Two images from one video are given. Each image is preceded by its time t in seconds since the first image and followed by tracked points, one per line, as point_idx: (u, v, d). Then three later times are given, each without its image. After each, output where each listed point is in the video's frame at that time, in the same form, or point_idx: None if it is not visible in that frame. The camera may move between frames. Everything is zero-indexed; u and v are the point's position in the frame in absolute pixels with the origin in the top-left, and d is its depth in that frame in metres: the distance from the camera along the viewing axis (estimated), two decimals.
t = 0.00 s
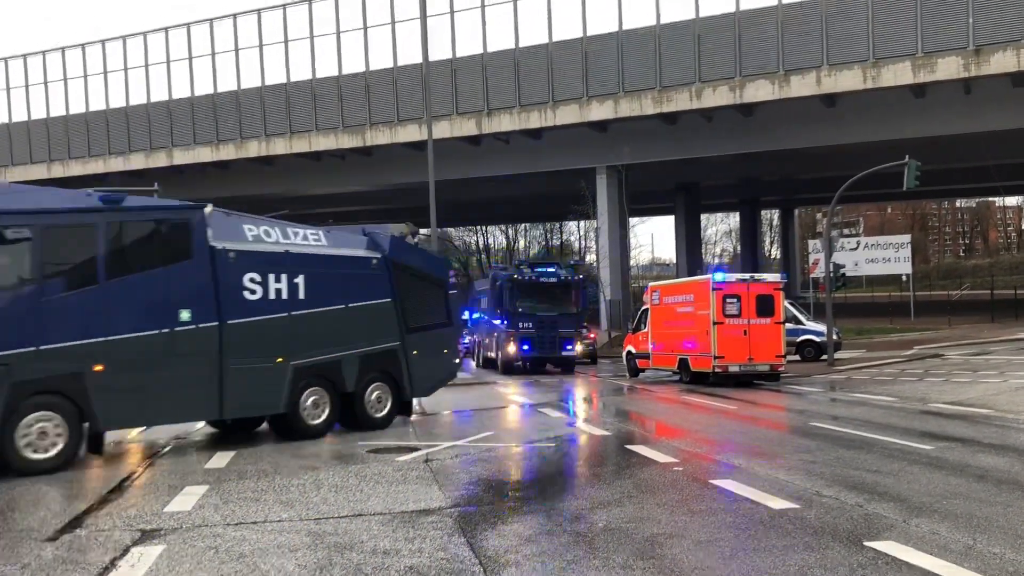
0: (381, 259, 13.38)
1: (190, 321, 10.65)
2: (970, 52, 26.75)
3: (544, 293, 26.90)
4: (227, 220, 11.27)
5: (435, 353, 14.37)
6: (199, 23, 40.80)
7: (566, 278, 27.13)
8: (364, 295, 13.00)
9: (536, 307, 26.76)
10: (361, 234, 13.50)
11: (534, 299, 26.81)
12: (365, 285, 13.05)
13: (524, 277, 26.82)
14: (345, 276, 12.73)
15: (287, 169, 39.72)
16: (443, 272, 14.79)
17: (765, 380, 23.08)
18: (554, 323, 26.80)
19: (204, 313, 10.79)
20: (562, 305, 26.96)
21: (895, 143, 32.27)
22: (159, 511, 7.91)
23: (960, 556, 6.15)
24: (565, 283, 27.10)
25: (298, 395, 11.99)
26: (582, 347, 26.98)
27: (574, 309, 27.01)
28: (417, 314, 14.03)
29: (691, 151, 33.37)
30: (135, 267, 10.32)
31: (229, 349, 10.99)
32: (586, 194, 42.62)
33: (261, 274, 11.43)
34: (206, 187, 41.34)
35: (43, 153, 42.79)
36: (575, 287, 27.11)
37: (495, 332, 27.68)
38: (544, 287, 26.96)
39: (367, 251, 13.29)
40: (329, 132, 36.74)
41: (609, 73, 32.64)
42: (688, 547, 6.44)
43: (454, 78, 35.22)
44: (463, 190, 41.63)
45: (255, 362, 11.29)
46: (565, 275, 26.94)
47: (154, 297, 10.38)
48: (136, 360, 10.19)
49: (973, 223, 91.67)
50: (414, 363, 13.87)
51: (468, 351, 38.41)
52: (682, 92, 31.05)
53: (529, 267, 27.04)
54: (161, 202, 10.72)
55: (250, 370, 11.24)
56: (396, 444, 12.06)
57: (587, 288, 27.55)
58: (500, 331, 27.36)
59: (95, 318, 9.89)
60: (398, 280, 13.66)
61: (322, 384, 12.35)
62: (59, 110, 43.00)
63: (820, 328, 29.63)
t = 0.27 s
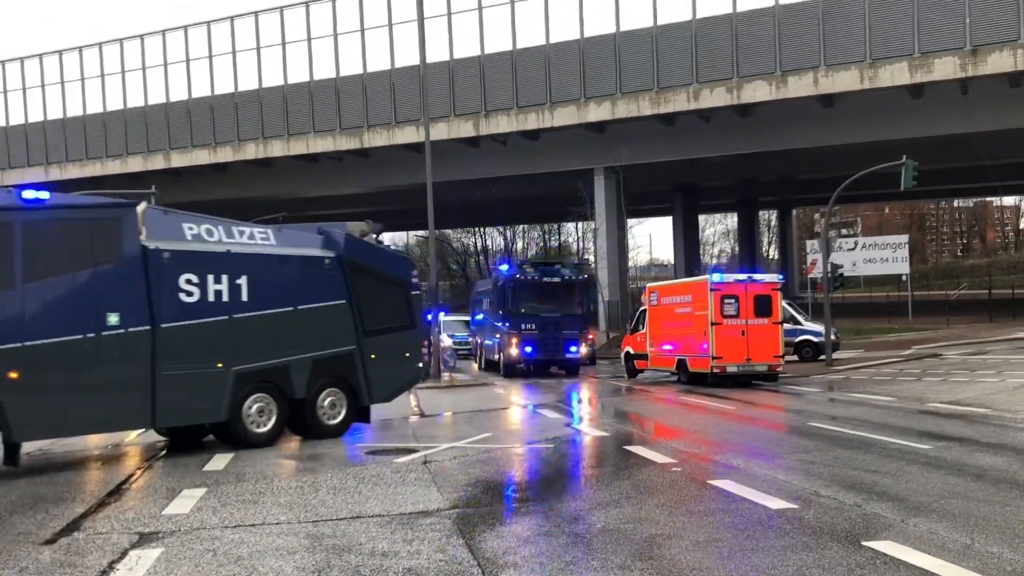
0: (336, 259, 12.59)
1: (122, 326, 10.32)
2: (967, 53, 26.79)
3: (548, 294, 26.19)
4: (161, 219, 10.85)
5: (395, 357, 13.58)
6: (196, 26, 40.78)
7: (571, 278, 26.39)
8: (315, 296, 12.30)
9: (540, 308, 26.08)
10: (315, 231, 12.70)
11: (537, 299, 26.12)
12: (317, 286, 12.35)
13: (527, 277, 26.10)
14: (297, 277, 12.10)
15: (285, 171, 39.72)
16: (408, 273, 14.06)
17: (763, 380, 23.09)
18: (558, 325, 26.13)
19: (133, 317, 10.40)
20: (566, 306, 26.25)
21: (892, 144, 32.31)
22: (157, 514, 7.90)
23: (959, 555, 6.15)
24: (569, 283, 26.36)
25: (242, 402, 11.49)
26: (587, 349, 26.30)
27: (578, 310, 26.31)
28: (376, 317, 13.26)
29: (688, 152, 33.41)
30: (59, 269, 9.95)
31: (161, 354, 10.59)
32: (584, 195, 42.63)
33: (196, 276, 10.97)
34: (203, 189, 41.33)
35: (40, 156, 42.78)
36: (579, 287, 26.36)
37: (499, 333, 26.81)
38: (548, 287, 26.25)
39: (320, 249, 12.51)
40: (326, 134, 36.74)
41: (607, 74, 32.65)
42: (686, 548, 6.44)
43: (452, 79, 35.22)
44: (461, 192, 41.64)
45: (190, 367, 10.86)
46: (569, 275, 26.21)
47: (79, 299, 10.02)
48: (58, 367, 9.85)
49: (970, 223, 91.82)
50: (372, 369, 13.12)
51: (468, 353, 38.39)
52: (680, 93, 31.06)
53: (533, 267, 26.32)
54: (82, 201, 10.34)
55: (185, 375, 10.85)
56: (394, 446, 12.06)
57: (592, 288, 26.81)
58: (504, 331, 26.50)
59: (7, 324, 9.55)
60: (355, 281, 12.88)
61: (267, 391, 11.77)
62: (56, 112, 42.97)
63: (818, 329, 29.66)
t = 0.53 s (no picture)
0: (284, 256, 12.17)
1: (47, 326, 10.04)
2: (965, 52, 26.81)
3: (550, 293, 24.96)
4: (96, 217, 10.59)
5: (354, 359, 13.04)
6: (194, 26, 40.74)
7: (575, 277, 25.15)
8: (261, 296, 11.89)
9: (542, 308, 24.87)
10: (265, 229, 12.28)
11: (539, 299, 24.91)
12: (263, 286, 11.95)
13: (529, 276, 24.88)
14: (241, 276, 11.73)
15: (283, 172, 39.72)
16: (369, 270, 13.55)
17: (762, 380, 23.09)
18: (561, 325, 24.93)
19: (59, 318, 10.12)
20: (569, 306, 25.02)
21: (890, 143, 32.32)
22: (156, 515, 7.88)
23: (958, 555, 6.14)
24: (573, 282, 25.12)
25: (181, 407, 11.15)
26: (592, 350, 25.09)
27: (582, 309, 25.09)
28: (331, 318, 12.76)
29: (687, 152, 33.42)
30: None
31: (88, 356, 10.29)
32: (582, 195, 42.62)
33: (129, 274, 10.69)
34: (202, 190, 41.34)
35: (38, 157, 42.74)
36: (583, 286, 25.13)
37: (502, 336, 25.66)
38: (551, 286, 25.01)
39: (268, 247, 12.10)
40: (324, 135, 36.75)
41: (605, 75, 32.64)
42: (685, 547, 6.44)
43: (450, 79, 35.19)
44: (460, 192, 41.62)
45: (120, 370, 10.54)
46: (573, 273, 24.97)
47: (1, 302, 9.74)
48: None
49: (969, 223, 91.88)
50: (326, 372, 12.62)
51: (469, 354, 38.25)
52: (678, 93, 31.06)
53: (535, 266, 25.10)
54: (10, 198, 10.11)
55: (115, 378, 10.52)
56: (393, 446, 12.07)
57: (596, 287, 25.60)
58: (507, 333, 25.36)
59: None
60: (307, 280, 12.42)
61: (208, 395, 11.39)
62: (54, 114, 42.94)
63: (816, 329, 29.68)
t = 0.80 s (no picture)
0: (231, 255, 11.51)
1: None
2: (964, 52, 26.81)
3: (552, 293, 24.26)
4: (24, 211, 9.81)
5: (309, 363, 12.36)
6: (193, 27, 40.73)
7: (578, 276, 24.46)
8: (205, 297, 11.23)
9: (544, 308, 24.06)
10: (211, 226, 11.60)
11: (541, 298, 24.17)
12: (206, 286, 11.26)
13: (530, 274, 24.22)
14: (183, 275, 11.05)
15: (282, 172, 39.72)
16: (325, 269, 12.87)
17: (762, 380, 23.10)
18: (565, 325, 24.02)
19: None
20: (573, 305, 24.21)
21: (889, 143, 32.31)
22: (155, 517, 7.88)
23: (957, 555, 6.13)
24: (576, 282, 24.42)
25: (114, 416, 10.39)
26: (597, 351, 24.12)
27: (586, 309, 24.25)
28: (283, 320, 12.06)
29: (686, 153, 33.44)
30: None
31: (12, 361, 9.59)
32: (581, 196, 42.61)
33: (58, 274, 9.96)
34: (201, 190, 41.34)
35: (37, 157, 42.70)
36: (587, 285, 24.38)
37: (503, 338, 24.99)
38: (553, 285, 24.32)
39: (213, 245, 11.44)
40: (323, 135, 36.74)
41: (604, 75, 32.64)
42: (684, 548, 6.43)
43: (449, 80, 35.19)
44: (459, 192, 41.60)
45: (48, 376, 9.83)
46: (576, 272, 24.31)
47: None
48: None
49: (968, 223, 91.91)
50: (277, 376, 11.93)
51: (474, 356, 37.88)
52: (677, 93, 31.06)
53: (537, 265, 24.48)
54: None
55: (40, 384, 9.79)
56: (394, 447, 12.08)
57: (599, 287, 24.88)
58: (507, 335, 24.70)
59: None
60: (256, 280, 11.74)
61: (147, 402, 10.66)
62: (53, 114, 42.93)
63: (816, 329, 29.68)
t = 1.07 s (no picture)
0: (175, 253, 11.19)
1: None
2: (962, 53, 26.87)
3: (553, 292, 24.03)
4: None
5: (257, 366, 12.04)
6: (192, 28, 40.73)
7: (578, 276, 24.24)
8: (146, 298, 10.90)
9: (544, 308, 23.82)
10: (155, 223, 11.29)
11: (541, 298, 23.92)
12: (148, 286, 10.95)
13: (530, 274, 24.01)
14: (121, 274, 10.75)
15: (280, 173, 39.72)
16: (275, 269, 12.64)
17: (760, 382, 23.12)
18: (566, 326, 23.73)
19: None
20: (574, 306, 23.96)
21: (886, 145, 32.37)
22: (153, 518, 7.87)
23: (954, 556, 6.15)
24: (576, 281, 24.19)
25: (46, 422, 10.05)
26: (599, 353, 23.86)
27: (587, 309, 23.98)
28: (231, 322, 11.74)
29: (684, 155, 33.48)
30: None
31: None
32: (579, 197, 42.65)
33: None
34: (199, 192, 41.34)
35: (35, 159, 42.65)
36: (588, 285, 24.14)
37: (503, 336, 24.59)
38: (553, 285, 24.10)
39: (155, 244, 11.11)
40: (321, 136, 36.75)
41: (602, 76, 32.67)
42: (683, 549, 6.44)
43: (447, 81, 35.20)
44: (457, 194, 41.60)
45: None
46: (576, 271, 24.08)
47: None
48: None
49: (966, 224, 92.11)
50: (223, 380, 11.57)
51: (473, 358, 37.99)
52: (675, 95, 31.09)
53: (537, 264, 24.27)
54: None
55: None
56: (393, 448, 12.08)
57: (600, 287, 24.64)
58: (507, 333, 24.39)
59: None
60: (201, 280, 11.41)
61: (83, 407, 10.29)
62: (51, 115, 42.91)
63: (814, 330, 29.72)
